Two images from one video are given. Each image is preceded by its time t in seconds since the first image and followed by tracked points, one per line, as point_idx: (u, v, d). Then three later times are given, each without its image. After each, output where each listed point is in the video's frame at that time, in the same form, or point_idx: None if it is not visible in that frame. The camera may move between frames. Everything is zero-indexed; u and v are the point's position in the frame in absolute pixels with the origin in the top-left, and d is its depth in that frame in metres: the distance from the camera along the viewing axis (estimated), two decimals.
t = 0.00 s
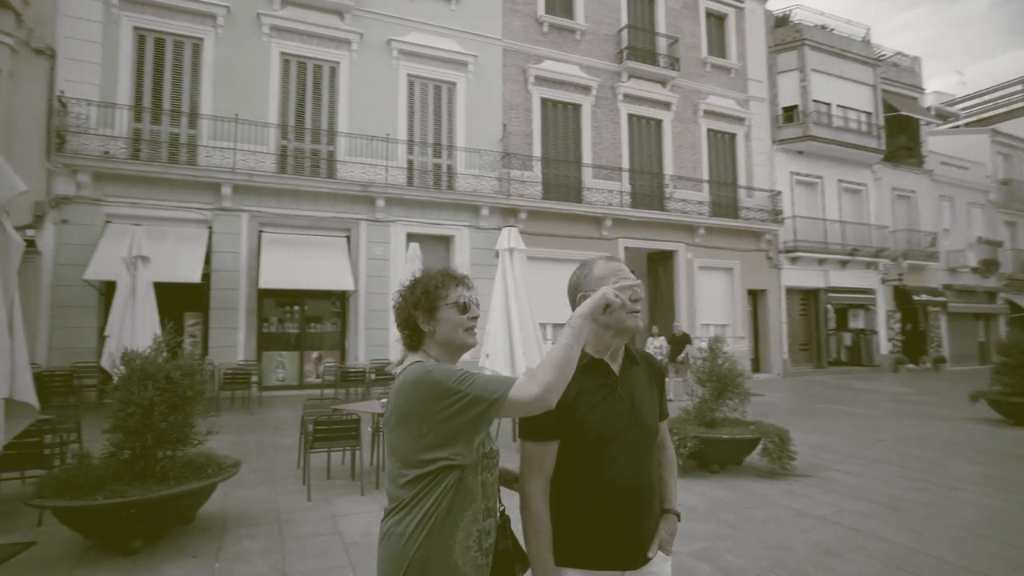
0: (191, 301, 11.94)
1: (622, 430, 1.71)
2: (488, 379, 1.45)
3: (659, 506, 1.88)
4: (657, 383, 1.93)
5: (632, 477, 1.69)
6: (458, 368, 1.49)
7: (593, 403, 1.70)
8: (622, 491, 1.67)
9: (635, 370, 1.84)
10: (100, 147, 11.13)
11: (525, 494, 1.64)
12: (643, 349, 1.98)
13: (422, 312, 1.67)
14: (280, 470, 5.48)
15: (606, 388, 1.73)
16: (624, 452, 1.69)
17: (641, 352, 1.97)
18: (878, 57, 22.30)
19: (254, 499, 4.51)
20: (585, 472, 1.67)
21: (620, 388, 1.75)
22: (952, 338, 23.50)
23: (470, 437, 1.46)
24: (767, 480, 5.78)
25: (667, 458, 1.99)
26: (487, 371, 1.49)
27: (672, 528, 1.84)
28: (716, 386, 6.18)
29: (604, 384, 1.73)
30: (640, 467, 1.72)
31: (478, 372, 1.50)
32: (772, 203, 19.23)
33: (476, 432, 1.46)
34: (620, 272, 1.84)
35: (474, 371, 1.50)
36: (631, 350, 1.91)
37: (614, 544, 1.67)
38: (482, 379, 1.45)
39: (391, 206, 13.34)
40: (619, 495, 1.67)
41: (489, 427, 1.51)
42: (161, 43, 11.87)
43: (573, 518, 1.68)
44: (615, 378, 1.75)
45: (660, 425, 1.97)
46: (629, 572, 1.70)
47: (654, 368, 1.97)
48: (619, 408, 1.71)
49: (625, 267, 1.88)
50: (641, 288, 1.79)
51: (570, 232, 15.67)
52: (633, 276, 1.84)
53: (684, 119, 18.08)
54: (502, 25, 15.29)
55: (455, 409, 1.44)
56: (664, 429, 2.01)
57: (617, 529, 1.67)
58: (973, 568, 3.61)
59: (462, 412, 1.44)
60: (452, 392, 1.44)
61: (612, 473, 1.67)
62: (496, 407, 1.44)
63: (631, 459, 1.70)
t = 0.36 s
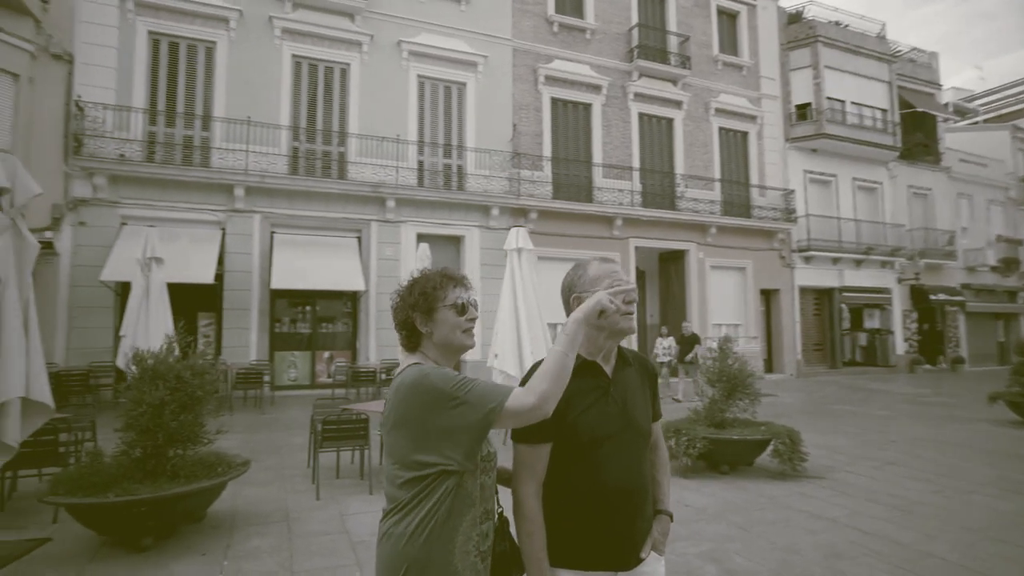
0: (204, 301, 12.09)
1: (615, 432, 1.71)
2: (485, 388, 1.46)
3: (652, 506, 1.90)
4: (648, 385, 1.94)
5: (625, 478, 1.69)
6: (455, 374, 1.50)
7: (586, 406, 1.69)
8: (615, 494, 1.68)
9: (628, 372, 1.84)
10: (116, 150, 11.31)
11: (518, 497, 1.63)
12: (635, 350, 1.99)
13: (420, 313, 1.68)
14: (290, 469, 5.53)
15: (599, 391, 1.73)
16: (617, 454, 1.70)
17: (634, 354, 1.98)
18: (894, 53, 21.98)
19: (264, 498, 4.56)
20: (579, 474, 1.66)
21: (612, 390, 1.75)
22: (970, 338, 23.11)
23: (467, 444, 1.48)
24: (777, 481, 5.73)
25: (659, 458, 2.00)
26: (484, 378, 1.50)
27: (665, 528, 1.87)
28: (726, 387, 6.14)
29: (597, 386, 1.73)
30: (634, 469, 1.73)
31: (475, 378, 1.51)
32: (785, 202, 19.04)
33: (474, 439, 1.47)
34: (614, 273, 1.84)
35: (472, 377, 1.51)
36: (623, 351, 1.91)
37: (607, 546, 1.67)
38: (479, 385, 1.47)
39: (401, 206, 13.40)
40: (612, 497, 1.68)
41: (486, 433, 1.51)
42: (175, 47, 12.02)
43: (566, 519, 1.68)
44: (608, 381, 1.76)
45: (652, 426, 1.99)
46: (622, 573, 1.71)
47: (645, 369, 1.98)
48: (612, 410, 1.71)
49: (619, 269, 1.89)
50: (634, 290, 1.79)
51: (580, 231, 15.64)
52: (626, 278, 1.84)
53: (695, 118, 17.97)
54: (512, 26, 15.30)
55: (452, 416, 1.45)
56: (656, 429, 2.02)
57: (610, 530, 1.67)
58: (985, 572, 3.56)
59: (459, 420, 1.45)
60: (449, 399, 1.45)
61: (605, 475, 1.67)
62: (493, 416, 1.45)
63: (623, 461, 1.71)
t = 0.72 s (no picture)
0: (218, 302, 12.23)
1: (607, 432, 1.71)
2: (481, 394, 1.47)
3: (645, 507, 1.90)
4: (641, 385, 1.95)
5: (618, 479, 1.70)
6: (452, 378, 1.50)
7: (579, 407, 1.70)
8: (609, 495, 1.68)
9: (621, 373, 1.85)
10: (131, 153, 11.48)
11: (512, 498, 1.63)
12: (627, 350, 2.00)
13: (417, 314, 1.68)
14: (299, 468, 5.58)
15: (591, 392, 1.73)
16: (610, 455, 1.70)
17: (626, 355, 1.99)
18: (909, 49, 21.67)
19: (273, 497, 4.61)
20: (572, 476, 1.67)
21: (605, 391, 1.76)
22: (989, 338, 22.71)
23: (463, 449, 1.49)
24: (787, 483, 5.68)
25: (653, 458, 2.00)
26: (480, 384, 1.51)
27: (657, 528, 1.88)
28: (736, 388, 6.09)
29: (590, 388, 1.74)
30: (627, 469, 1.73)
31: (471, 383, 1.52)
32: (798, 200, 18.85)
33: (470, 443, 1.48)
34: (607, 275, 1.86)
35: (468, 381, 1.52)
36: (616, 352, 1.92)
37: (599, 546, 1.67)
38: (476, 391, 1.48)
39: (411, 207, 13.46)
40: (605, 498, 1.68)
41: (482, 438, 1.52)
42: (189, 51, 12.18)
43: (560, 521, 1.68)
44: (600, 382, 1.76)
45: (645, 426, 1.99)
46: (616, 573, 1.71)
47: (638, 370, 1.99)
48: (604, 411, 1.71)
49: (613, 271, 1.90)
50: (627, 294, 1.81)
51: (591, 231, 15.60)
52: (620, 281, 1.86)
53: (706, 116, 17.86)
54: (521, 26, 15.31)
55: (449, 420, 1.46)
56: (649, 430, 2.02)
57: (603, 532, 1.68)
58: None
59: (454, 425, 1.46)
60: (445, 405, 1.46)
61: (598, 476, 1.67)
62: (488, 422, 1.46)
63: (617, 462, 1.71)
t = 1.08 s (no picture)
0: (231, 302, 12.35)
1: (601, 432, 1.72)
2: (478, 398, 1.48)
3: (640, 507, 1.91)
4: (635, 385, 1.95)
5: (613, 479, 1.70)
6: (448, 381, 1.51)
7: (573, 407, 1.70)
8: (603, 495, 1.68)
9: (614, 372, 1.84)
10: (146, 156, 11.63)
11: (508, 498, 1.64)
12: (620, 349, 2.00)
13: (415, 315, 1.70)
14: (309, 467, 5.61)
15: (584, 393, 1.73)
16: (604, 455, 1.70)
17: (619, 354, 1.98)
18: (926, 44, 21.33)
19: (284, 495, 4.65)
20: (567, 476, 1.67)
21: (599, 391, 1.76)
22: (1008, 338, 22.31)
23: (461, 452, 1.50)
24: (799, 484, 5.63)
25: (647, 458, 2.00)
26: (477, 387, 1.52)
27: (651, 529, 1.89)
28: (747, 388, 6.04)
29: (584, 388, 1.73)
30: (622, 469, 1.73)
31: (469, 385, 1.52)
32: (812, 199, 18.64)
33: (467, 447, 1.49)
34: (601, 276, 1.87)
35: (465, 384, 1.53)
36: (610, 352, 1.92)
37: (594, 546, 1.67)
38: (474, 394, 1.48)
39: (422, 207, 13.52)
40: (600, 498, 1.68)
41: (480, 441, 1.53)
42: (202, 54, 12.31)
43: (556, 521, 1.69)
44: (594, 382, 1.76)
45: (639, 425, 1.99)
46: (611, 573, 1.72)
47: (632, 369, 1.99)
48: (598, 410, 1.72)
49: (607, 271, 1.90)
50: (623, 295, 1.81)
51: (601, 231, 15.56)
52: (614, 282, 1.86)
53: (717, 114, 17.72)
54: (531, 26, 15.31)
55: (446, 424, 1.47)
56: (644, 429, 2.02)
57: (599, 532, 1.68)
58: None
59: (451, 430, 1.47)
60: (442, 408, 1.47)
61: (592, 477, 1.68)
62: (486, 425, 1.47)
63: (611, 461, 1.71)
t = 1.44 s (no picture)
0: (250, 302, 12.53)
1: (595, 431, 1.73)
2: (479, 395, 1.48)
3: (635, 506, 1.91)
4: (629, 384, 1.94)
5: (609, 477, 1.72)
6: (448, 380, 1.52)
7: (568, 406, 1.71)
8: (599, 493, 1.70)
9: (608, 371, 1.85)
10: (168, 159, 11.86)
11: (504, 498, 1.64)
12: (614, 348, 2.01)
13: (415, 314, 1.71)
14: (323, 466, 5.67)
15: (579, 391, 1.74)
16: (600, 454, 1.71)
17: (613, 352, 1.99)
18: (953, 37, 20.81)
19: (299, 493, 4.71)
20: (562, 475, 1.68)
21: (593, 389, 1.76)
22: None
23: (461, 450, 1.50)
24: (816, 487, 5.54)
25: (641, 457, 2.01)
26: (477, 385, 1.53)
27: (647, 528, 1.88)
28: (763, 389, 5.96)
29: (578, 387, 1.74)
30: (616, 467, 1.74)
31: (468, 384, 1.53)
32: (833, 196, 18.32)
33: (465, 446, 1.49)
34: (594, 276, 1.88)
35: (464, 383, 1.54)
36: (604, 351, 1.92)
37: (590, 545, 1.69)
38: (474, 390, 1.50)
39: (437, 208, 13.59)
40: (596, 496, 1.69)
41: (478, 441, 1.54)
42: (222, 59, 12.53)
43: (553, 520, 1.69)
44: (588, 380, 1.77)
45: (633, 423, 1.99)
46: (607, 571, 1.73)
47: (626, 368, 1.99)
48: (592, 409, 1.73)
49: (600, 271, 1.92)
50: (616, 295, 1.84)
51: (618, 230, 15.48)
52: (607, 282, 1.88)
53: (735, 111, 17.51)
54: (546, 26, 15.28)
55: (445, 422, 1.48)
56: (638, 427, 2.02)
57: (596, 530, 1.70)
58: None
59: (451, 428, 1.48)
60: (441, 408, 1.48)
61: (588, 476, 1.69)
62: (485, 423, 1.48)
63: (605, 459, 1.72)
